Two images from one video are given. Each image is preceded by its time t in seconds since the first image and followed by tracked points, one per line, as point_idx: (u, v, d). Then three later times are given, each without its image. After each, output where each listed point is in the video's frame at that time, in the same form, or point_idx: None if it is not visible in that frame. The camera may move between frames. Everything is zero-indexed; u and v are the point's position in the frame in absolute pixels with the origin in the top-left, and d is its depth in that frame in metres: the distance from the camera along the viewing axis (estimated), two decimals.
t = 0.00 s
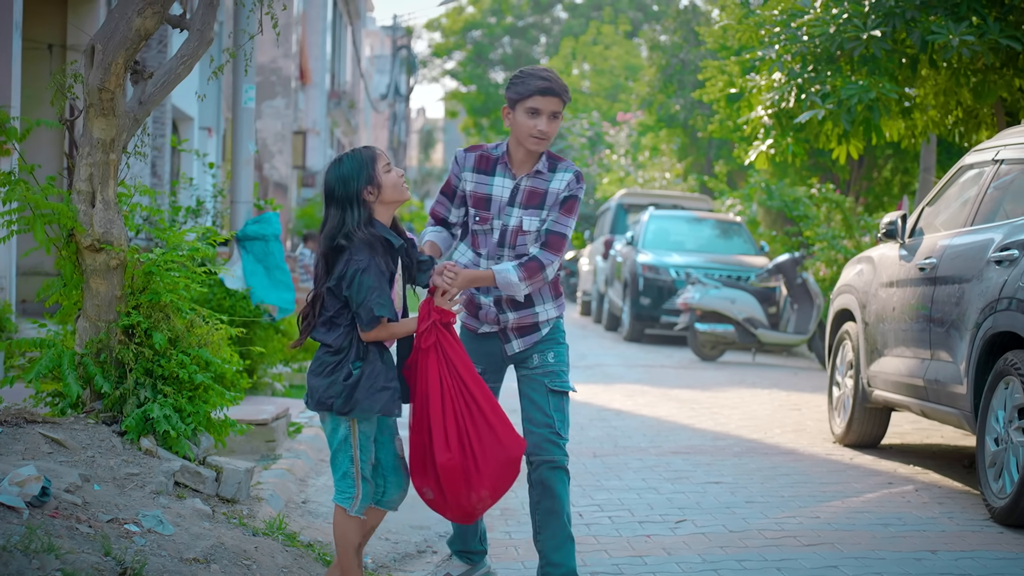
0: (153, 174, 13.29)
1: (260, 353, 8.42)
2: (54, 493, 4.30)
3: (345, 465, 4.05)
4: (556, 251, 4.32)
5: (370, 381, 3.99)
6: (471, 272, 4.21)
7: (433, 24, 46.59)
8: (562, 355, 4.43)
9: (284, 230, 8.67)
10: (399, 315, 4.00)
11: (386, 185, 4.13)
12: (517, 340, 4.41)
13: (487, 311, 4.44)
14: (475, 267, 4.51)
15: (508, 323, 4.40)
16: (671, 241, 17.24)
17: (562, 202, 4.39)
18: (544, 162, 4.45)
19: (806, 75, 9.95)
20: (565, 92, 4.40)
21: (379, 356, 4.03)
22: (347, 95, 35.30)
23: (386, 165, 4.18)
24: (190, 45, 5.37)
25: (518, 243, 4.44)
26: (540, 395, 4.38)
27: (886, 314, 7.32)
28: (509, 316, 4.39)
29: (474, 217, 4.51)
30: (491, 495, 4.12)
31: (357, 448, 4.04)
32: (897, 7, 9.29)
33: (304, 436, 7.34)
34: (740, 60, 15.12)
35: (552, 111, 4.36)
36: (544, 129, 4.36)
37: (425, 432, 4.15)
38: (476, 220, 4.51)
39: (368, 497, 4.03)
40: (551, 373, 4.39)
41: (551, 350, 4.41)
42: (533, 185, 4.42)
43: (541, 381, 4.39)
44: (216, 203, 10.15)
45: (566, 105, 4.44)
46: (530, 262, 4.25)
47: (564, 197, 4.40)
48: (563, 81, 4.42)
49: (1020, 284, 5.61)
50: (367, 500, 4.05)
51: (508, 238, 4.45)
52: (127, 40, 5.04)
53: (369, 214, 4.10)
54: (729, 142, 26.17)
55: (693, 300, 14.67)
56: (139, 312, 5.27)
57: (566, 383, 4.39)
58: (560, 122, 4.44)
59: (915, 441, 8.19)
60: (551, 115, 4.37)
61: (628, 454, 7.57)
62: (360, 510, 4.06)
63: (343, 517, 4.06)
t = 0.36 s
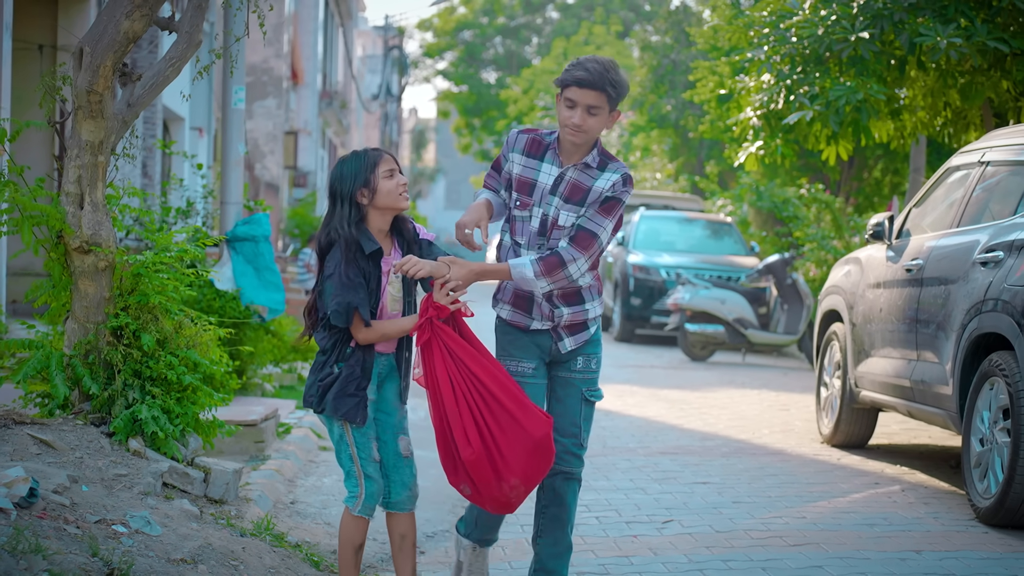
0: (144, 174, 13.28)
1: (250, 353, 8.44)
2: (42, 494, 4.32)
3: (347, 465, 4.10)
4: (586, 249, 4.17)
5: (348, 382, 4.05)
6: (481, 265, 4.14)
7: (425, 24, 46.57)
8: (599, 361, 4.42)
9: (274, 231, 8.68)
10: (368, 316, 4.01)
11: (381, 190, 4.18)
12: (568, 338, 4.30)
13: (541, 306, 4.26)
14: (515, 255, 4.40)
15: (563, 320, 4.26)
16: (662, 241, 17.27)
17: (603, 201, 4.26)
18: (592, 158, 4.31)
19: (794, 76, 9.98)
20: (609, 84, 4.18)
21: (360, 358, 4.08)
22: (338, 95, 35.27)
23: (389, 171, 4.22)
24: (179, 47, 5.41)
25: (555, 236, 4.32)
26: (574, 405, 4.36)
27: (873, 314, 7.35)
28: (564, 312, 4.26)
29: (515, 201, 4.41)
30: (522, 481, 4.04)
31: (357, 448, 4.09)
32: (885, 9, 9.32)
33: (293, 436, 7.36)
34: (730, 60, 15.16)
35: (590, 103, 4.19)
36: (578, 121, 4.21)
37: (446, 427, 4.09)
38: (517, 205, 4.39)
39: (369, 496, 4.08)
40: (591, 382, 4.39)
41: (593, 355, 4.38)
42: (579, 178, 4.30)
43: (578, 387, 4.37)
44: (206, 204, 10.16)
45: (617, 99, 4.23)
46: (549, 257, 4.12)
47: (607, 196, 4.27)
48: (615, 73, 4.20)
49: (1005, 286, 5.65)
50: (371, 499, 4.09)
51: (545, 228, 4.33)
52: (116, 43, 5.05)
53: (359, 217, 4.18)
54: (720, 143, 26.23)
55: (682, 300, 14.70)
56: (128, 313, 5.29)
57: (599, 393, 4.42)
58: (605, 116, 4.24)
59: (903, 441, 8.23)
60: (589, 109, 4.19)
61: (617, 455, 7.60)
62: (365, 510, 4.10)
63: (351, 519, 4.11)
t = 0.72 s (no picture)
0: (135, 177, 13.31)
1: (239, 356, 8.48)
2: (28, 497, 4.35)
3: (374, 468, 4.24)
4: (574, 257, 4.12)
5: (355, 396, 4.19)
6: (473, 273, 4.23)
7: (417, 26, 46.56)
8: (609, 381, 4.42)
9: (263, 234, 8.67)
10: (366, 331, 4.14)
11: (374, 211, 4.28)
12: (580, 351, 4.24)
13: (552, 315, 4.22)
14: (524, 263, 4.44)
15: (574, 332, 4.21)
16: (652, 243, 17.31)
17: (597, 211, 4.20)
18: (583, 168, 4.25)
19: (781, 80, 10.03)
20: (563, 92, 4.12)
21: (362, 372, 4.22)
22: (330, 96, 35.26)
23: (385, 191, 4.31)
24: (167, 54, 5.47)
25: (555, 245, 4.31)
26: (580, 425, 4.40)
27: (857, 317, 7.42)
28: (575, 323, 4.22)
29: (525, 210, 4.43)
30: (412, 485, 3.97)
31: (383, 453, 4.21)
32: (870, 13, 9.41)
33: (281, 439, 7.40)
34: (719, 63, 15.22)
35: (554, 112, 4.16)
36: (548, 129, 4.20)
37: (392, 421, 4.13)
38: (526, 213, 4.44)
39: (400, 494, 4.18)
40: (600, 403, 4.39)
41: (605, 375, 4.34)
42: (575, 186, 4.26)
43: (586, 407, 4.38)
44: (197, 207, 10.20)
45: (581, 109, 4.13)
46: (534, 265, 4.14)
47: (602, 205, 4.20)
48: (580, 82, 4.12)
49: (985, 290, 5.71)
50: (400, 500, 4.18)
51: (547, 237, 4.34)
52: (102, 50, 5.10)
53: (355, 235, 4.30)
54: (710, 145, 26.29)
55: (672, 302, 14.75)
56: (115, 318, 5.33)
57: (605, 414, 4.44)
58: (573, 127, 4.16)
59: (887, 443, 8.30)
60: (552, 117, 4.17)
61: (604, 457, 7.65)
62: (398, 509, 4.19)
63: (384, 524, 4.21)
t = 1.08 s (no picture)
0: (132, 180, 13.39)
1: (233, 359, 8.55)
2: (21, 501, 4.42)
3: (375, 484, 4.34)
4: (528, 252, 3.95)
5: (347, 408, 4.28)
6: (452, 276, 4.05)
7: (415, 27, 46.63)
8: (619, 395, 4.12)
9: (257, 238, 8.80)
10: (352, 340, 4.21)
11: (366, 223, 4.33)
12: (571, 362, 4.03)
13: (541, 326, 4.10)
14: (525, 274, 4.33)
15: (561, 343, 4.03)
16: (647, 245, 17.37)
17: (546, 208, 3.99)
18: (536, 171, 4.07)
19: (772, 84, 10.11)
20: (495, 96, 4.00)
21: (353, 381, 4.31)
22: (327, 98, 35.34)
23: (379, 205, 4.35)
24: (159, 62, 5.59)
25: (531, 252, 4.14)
26: (585, 441, 4.11)
27: (844, 322, 7.50)
28: (562, 332, 4.05)
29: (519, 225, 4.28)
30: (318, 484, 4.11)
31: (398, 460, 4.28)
32: (860, 19, 9.49)
33: (274, 442, 7.47)
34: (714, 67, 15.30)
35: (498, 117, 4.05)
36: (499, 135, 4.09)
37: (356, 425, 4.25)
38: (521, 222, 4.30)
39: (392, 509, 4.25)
40: (604, 416, 4.11)
41: (608, 388, 4.09)
42: (535, 188, 4.07)
43: (589, 420, 4.11)
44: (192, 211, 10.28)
45: (512, 110, 3.97)
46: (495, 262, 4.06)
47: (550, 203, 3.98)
48: (511, 83, 3.97)
49: (968, 295, 5.78)
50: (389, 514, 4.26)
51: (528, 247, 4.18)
52: (95, 60, 5.17)
53: (351, 245, 4.36)
54: (706, 147, 26.35)
55: (666, 304, 14.81)
56: (108, 323, 5.40)
57: (618, 429, 4.15)
58: (513, 130, 4.01)
59: (876, 445, 8.38)
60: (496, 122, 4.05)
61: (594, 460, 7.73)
62: (388, 525, 4.27)
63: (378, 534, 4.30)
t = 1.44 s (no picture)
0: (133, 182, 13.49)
1: (233, 362, 8.64)
2: (24, 503, 4.52)
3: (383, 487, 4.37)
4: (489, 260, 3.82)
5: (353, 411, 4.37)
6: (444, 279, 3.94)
7: (415, 28, 46.71)
8: (597, 391, 3.81)
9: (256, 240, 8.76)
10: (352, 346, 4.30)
11: (363, 231, 4.34)
12: (551, 367, 3.88)
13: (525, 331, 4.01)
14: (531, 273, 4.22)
15: (536, 348, 3.90)
16: (645, 247, 17.46)
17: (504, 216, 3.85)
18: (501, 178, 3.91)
19: (767, 89, 10.22)
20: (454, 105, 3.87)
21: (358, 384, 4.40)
22: (327, 99, 35.46)
23: (376, 212, 4.35)
24: (159, 70, 5.68)
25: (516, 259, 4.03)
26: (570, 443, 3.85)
27: (836, 325, 7.59)
28: (536, 338, 3.90)
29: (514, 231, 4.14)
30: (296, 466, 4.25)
31: (409, 463, 4.34)
32: (854, 24, 9.59)
33: (273, 444, 7.55)
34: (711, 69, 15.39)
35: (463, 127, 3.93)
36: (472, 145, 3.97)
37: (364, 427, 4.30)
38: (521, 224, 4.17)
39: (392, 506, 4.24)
40: (584, 415, 3.81)
41: (582, 388, 3.83)
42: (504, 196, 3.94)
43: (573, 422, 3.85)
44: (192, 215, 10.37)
45: (469, 119, 3.83)
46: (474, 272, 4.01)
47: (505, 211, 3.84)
48: (467, 92, 3.83)
49: (956, 300, 5.86)
50: (395, 515, 4.25)
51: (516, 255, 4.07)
52: (96, 69, 5.25)
53: (349, 251, 4.38)
54: (704, 149, 26.44)
55: (663, 306, 14.88)
56: (109, 328, 5.49)
57: (601, 425, 3.80)
58: (477, 139, 3.87)
59: (869, 447, 8.47)
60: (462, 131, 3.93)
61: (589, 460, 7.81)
62: (394, 526, 4.25)
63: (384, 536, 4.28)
